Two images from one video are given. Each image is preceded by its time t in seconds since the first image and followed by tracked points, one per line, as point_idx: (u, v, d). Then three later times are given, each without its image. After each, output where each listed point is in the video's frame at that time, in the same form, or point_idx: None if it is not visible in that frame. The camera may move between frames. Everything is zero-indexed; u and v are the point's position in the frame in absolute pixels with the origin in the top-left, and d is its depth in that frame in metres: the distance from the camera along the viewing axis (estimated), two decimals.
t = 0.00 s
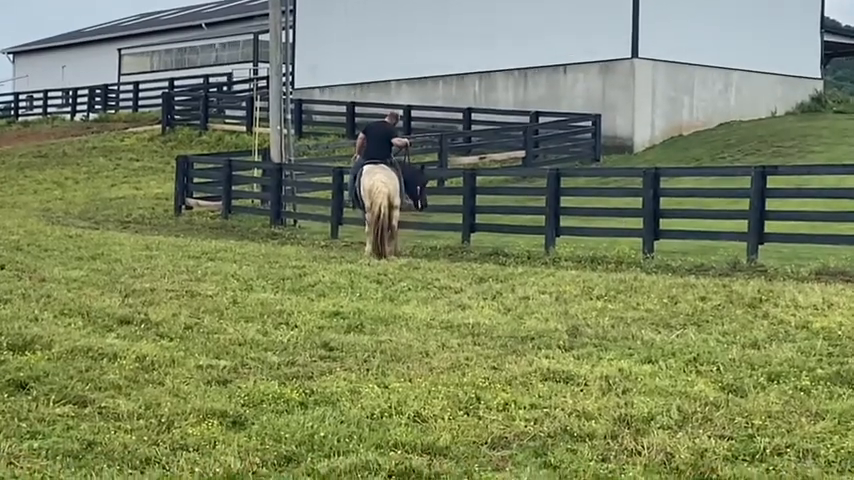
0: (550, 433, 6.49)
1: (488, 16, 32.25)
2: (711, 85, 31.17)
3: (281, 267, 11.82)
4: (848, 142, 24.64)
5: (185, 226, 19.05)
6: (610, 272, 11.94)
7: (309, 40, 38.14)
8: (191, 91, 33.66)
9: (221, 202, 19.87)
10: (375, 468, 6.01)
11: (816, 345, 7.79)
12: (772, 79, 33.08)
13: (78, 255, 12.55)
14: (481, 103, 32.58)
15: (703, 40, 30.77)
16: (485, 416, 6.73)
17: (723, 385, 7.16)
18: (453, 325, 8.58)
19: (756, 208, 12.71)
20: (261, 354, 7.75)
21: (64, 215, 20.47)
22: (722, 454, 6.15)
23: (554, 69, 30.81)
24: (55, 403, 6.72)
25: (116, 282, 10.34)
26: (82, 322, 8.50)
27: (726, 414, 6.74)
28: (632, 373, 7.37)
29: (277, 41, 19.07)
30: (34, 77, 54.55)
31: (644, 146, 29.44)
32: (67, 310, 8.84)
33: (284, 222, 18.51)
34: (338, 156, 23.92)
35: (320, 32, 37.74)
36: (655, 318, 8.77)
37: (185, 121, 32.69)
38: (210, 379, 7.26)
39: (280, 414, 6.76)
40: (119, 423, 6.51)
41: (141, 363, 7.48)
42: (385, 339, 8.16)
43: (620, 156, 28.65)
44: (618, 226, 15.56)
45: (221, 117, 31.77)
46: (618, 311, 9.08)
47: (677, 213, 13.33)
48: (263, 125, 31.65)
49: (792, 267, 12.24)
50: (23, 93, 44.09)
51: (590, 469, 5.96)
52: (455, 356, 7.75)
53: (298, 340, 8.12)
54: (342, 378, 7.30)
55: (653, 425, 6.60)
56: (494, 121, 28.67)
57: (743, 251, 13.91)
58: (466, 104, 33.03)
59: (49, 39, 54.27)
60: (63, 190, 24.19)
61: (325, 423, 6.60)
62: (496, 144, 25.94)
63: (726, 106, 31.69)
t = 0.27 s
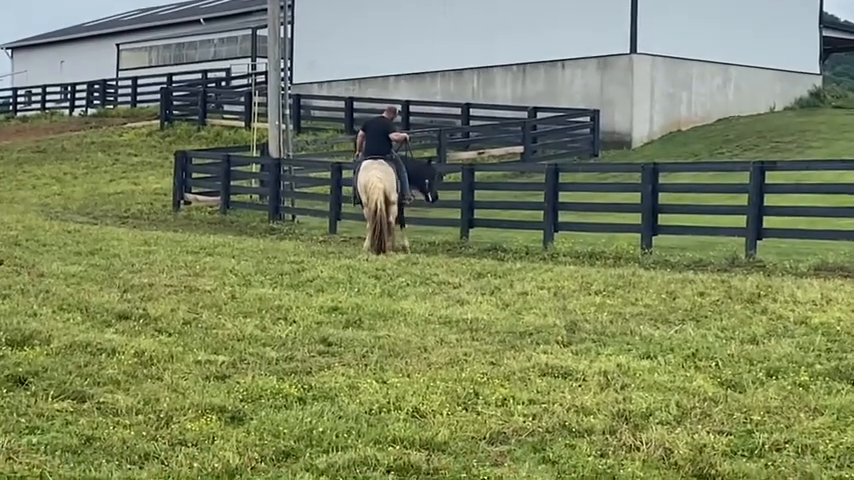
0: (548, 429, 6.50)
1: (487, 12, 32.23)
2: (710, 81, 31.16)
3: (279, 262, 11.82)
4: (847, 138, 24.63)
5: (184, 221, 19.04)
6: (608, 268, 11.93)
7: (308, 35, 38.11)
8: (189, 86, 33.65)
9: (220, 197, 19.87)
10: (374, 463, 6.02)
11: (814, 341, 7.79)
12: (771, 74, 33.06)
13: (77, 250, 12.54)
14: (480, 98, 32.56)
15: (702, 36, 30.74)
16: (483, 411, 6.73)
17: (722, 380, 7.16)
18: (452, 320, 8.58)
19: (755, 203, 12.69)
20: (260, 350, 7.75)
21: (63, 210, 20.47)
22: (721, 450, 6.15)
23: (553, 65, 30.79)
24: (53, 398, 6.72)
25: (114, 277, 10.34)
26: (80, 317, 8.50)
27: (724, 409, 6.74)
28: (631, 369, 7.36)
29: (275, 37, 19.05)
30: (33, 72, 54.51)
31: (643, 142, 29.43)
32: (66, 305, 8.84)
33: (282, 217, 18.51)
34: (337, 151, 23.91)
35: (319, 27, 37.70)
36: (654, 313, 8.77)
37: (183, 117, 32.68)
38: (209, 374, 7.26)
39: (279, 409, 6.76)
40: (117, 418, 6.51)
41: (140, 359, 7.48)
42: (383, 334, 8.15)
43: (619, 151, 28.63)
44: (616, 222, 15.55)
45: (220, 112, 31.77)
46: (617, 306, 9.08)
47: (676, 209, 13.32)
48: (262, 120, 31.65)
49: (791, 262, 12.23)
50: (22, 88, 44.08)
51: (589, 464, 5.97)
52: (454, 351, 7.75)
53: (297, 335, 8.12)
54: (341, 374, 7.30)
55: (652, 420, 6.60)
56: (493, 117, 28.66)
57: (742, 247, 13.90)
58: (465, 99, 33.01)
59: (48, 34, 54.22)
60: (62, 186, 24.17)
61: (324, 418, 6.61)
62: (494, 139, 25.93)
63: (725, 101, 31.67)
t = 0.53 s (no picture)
0: (544, 425, 6.51)
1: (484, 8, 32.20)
2: (707, 76, 31.15)
3: (276, 258, 11.82)
4: (843, 134, 24.64)
5: (180, 217, 19.03)
6: (604, 264, 11.93)
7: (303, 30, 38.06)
8: (186, 82, 33.62)
9: (216, 193, 19.86)
10: (369, 459, 6.02)
11: (811, 337, 7.79)
12: (767, 70, 33.05)
13: (73, 246, 12.54)
14: (477, 94, 32.54)
15: (698, 32, 30.73)
16: (479, 407, 6.74)
17: (718, 376, 7.16)
18: (448, 316, 8.59)
19: (751, 199, 12.70)
20: (256, 346, 7.75)
21: (59, 206, 20.47)
22: (716, 446, 6.16)
23: (550, 60, 30.77)
24: (49, 395, 6.72)
25: (110, 273, 10.34)
26: (76, 313, 8.51)
27: (720, 406, 6.74)
28: (627, 365, 7.37)
29: (272, 33, 19.03)
30: (30, 68, 54.42)
31: (640, 137, 29.43)
32: (62, 301, 8.85)
33: (278, 213, 18.50)
34: (333, 147, 23.90)
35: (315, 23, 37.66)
36: (650, 309, 8.78)
37: (180, 112, 32.66)
38: (205, 370, 7.27)
39: (275, 405, 6.77)
40: (113, 414, 6.51)
41: (135, 355, 7.48)
42: (379, 331, 8.16)
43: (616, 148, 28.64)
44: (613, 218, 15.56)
45: (216, 108, 31.77)
46: (613, 302, 9.08)
47: (672, 205, 13.32)
48: (258, 116, 31.65)
49: (787, 258, 12.24)
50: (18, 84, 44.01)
51: (585, 461, 5.98)
52: (450, 347, 7.76)
53: (293, 331, 8.12)
54: (337, 370, 7.30)
55: (648, 417, 6.60)
56: (489, 113, 28.65)
57: (738, 243, 13.90)
58: (462, 95, 32.98)
59: (45, 30, 54.13)
60: (58, 182, 24.15)
61: (319, 414, 6.62)
62: (491, 135, 25.93)
63: (722, 97, 31.66)
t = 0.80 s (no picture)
0: (537, 423, 6.51)
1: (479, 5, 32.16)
2: (701, 74, 31.17)
3: (269, 256, 11.81)
4: (837, 132, 24.64)
5: (174, 215, 19.01)
6: (598, 262, 11.94)
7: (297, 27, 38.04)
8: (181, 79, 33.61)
9: (210, 191, 19.86)
10: (363, 457, 6.02)
11: (803, 335, 7.79)
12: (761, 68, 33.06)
13: (66, 244, 12.52)
14: (471, 92, 32.54)
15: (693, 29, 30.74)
16: (472, 405, 6.75)
17: (711, 374, 7.16)
18: (441, 314, 8.60)
19: (745, 197, 12.70)
20: (250, 343, 7.75)
21: (53, 203, 20.45)
22: (709, 444, 6.16)
23: (544, 58, 30.77)
24: (42, 392, 6.71)
25: (104, 271, 10.34)
26: (69, 310, 8.50)
27: (714, 403, 6.75)
28: (620, 363, 7.37)
29: (266, 31, 19.02)
30: (24, 65, 54.35)
31: (634, 135, 29.42)
32: (55, 298, 8.84)
33: (272, 211, 18.51)
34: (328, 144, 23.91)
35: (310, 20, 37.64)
36: (644, 307, 8.78)
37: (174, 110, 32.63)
38: (198, 368, 7.26)
39: (268, 403, 6.77)
40: (106, 412, 6.51)
41: (129, 352, 7.48)
42: (373, 328, 8.15)
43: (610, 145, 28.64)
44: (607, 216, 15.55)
45: (210, 106, 31.79)
46: (607, 300, 9.09)
47: (666, 202, 13.32)
48: (252, 113, 31.67)
49: (780, 256, 12.24)
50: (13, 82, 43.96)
51: (578, 458, 5.98)
52: (444, 344, 7.75)
53: (287, 328, 8.12)
54: (330, 368, 7.30)
55: (641, 414, 6.61)
56: (484, 110, 28.64)
57: (732, 241, 13.89)
58: (456, 93, 32.94)
59: (39, 27, 54.06)
60: (52, 179, 24.12)
61: (313, 412, 6.62)
62: (485, 132, 25.92)
63: (716, 94, 31.67)
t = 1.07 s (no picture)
0: (528, 421, 6.52)
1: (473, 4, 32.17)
2: (692, 74, 31.20)
3: (261, 254, 11.81)
4: (827, 131, 24.69)
5: (166, 213, 19.01)
6: (589, 260, 11.96)
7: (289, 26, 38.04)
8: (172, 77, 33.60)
9: (202, 189, 19.87)
10: (354, 455, 6.03)
11: (794, 333, 7.81)
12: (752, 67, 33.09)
13: (57, 242, 12.50)
14: (463, 91, 32.56)
15: (684, 29, 30.77)
16: (463, 403, 6.76)
17: (702, 373, 7.18)
18: (433, 312, 8.61)
19: (736, 196, 12.73)
20: (241, 342, 7.75)
21: (44, 202, 20.43)
22: (699, 442, 6.18)
23: (536, 57, 30.79)
24: (33, 391, 6.71)
25: (95, 269, 10.33)
26: (61, 309, 8.50)
27: (704, 401, 6.77)
28: (611, 361, 7.38)
29: (258, 29, 19.02)
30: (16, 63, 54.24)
31: (625, 134, 29.44)
32: (46, 297, 8.83)
33: (264, 209, 18.55)
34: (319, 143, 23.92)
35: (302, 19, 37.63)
36: (635, 305, 8.81)
37: (166, 108, 32.63)
38: (189, 366, 7.26)
39: (259, 401, 6.77)
40: (97, 410, 6.50)
41: (120, 351, 7.47)
42: (365, 326, 8.15)
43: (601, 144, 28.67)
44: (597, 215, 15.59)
45: (201, 104, 31.81)
46: (598, 298, 9.10)
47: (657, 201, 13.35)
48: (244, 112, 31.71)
49: (770, 255, 12.27)
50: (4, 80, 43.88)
51: (570, 456, 5.99)
52: (435, 343, 7.76)
53: (278, 327, 8.12)
54: (322, 366, 7.30)
55: (632, 412, 6.62)
56: (476, 109, 28.66)
57: (723, 240, 13.93)
58: (448, 92, 32.94)
59: (31, 24, 53.95)
60: (43, 177, 24.08)
61: (304, 410, 6.62)
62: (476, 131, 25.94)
63: (707, 94, 31.70)
